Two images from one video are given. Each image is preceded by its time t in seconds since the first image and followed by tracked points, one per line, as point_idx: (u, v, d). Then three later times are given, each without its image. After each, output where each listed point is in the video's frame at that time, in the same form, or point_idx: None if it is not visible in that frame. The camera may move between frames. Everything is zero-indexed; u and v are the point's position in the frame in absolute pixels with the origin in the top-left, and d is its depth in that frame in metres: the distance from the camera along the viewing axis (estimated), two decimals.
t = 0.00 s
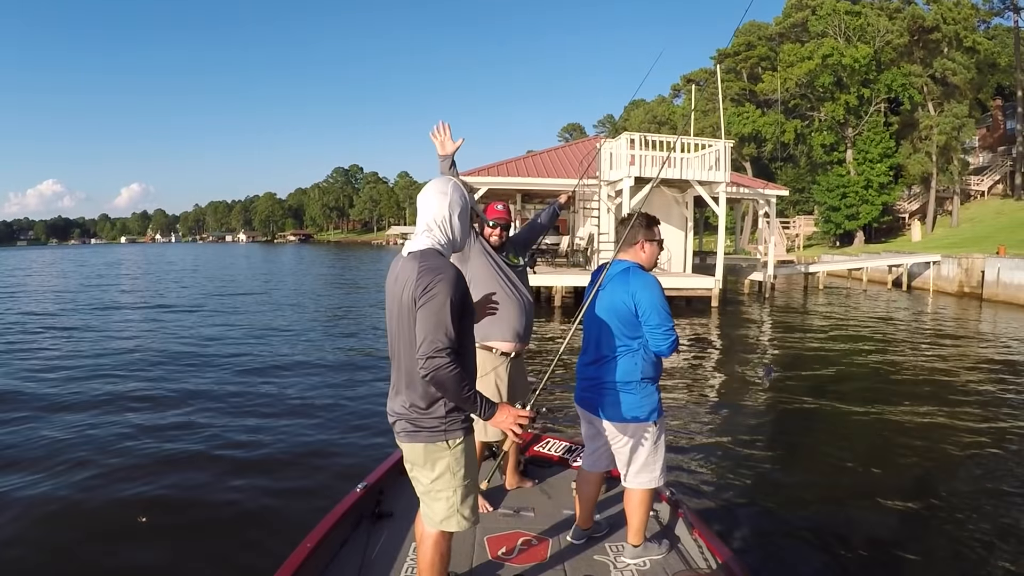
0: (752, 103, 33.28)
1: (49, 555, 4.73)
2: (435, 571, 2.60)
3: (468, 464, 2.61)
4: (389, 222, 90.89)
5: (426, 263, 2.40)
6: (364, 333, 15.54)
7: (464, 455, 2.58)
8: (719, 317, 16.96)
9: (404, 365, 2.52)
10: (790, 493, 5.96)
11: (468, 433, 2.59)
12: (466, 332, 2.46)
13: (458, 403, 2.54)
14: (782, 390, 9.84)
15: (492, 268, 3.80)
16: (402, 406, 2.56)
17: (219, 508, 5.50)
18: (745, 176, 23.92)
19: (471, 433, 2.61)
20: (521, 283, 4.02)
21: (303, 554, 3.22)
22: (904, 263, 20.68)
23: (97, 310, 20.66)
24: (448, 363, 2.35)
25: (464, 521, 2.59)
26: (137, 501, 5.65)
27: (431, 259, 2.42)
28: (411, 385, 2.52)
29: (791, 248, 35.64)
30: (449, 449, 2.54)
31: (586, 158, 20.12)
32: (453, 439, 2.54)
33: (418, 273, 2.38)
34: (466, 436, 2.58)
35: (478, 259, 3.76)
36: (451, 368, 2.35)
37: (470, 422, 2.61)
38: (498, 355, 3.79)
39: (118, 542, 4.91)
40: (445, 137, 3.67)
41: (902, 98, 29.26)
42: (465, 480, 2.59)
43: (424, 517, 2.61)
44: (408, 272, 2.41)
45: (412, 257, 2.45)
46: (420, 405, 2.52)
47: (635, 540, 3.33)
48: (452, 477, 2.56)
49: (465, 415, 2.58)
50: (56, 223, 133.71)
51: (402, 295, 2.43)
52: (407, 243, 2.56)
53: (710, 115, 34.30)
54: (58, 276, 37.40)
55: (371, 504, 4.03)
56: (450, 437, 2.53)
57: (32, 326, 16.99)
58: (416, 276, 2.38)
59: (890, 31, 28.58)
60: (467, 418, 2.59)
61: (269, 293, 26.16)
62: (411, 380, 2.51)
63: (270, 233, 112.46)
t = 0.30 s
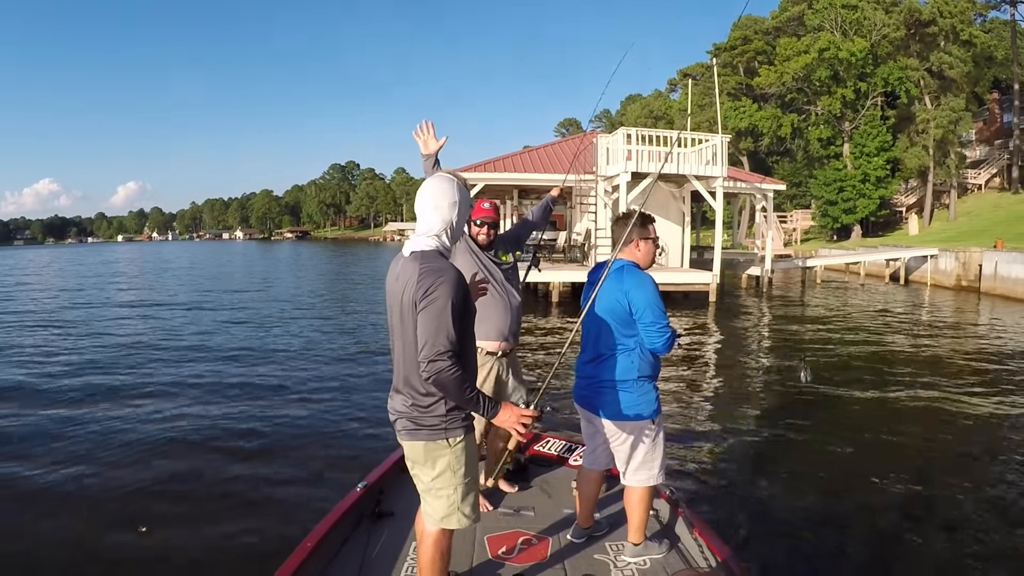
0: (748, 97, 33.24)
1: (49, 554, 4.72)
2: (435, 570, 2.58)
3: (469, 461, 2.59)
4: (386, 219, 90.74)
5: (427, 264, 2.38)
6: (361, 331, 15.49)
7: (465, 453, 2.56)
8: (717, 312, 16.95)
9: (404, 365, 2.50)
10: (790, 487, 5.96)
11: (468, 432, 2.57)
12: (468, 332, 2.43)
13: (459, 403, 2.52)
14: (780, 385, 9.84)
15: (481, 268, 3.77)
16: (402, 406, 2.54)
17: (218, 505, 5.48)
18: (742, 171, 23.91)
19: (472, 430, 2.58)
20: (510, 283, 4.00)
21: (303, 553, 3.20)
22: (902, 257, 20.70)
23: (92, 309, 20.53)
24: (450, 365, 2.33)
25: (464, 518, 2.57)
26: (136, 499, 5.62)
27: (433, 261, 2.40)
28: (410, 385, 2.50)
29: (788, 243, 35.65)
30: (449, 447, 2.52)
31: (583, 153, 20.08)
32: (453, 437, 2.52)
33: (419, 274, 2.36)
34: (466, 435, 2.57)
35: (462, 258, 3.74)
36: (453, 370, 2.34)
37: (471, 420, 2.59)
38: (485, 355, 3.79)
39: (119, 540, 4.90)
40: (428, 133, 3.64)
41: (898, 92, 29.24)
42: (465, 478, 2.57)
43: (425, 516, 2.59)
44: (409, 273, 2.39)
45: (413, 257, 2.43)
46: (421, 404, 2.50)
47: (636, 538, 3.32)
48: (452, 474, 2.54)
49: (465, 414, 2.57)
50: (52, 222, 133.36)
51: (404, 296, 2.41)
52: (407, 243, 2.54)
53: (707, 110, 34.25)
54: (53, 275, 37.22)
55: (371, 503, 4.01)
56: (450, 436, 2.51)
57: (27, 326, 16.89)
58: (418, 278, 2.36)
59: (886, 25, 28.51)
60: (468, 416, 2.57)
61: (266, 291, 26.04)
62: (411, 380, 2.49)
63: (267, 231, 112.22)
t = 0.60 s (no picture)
0: (747, 100, 33.29)
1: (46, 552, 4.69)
2: (435, 570, 2.57)
3: (469, 461, 2.58)
4: (384, 221, 90.70)
5: (431, 265, 2.37)
6: (358, 332, 15.45)
7: (466, 451, 2.55)
8: (715, 314, 16.94)
9: (404, 365, 2.49)
10: (790, 489, 5.95)
11: (468, 431, 2.56)
12: (470, 333, 2.42)
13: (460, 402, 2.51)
14: (778, 386, 9.84)
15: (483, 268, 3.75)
16: (403, 405, 2.53)
17: (217, 504, 5.46)
18: (740, 174, 23.93)
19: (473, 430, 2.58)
20: (512, 284, 3.98)
21: (303, 554, 3.19)
22: (900, 260, 20.73)
23: (88, 310, 20.43)
24: (452, 366, 2.32)
25: (464, 518, 2.56)
26: (135, 497, 5.60)
27: (436, 261, 2.39)
28: (411, 384, 2.49)
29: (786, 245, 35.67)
30: (449, 446, 2.51)
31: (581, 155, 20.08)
32: (454, 436, 2.51)
33: (423, 275, 2.35)
34: (466, 434, 2.55)
35: (464, 258, 3.72)
36: (456, 371, 2.33)
37: (471, 419, 2.58)
38: (487, 354, 3.76)
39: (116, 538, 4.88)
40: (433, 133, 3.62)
41: (897, 94, 29.29)
42: (465, 477, 2.55)
43: (425, 515, 2.58)
44: (412, 273, 2.38)
45: (416, 257, 2.42)
46: (421, 403, 2.48)
47: (635, 540, 3.31)
48: (452, 474, 2.52)
49: (466, 414, 2.55)
50: (52, 223, 133.14)
51: (406, 295, 2.39)
52: (410, 243, 2.52)
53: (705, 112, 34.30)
54: (50, 276, 37.05)
55: (371, 503, 3.99)
56: (450, 434, 2.50)
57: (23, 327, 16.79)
58: (421, 279, 2.35)
59: (885, 28, 28.55)
60: (468, 415, 2.56)
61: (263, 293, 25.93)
62: (412, 378, 2.48)
63: (265, 232, 112.04)
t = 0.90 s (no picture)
0: (743, 101, 33.36)
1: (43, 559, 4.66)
2: (434, 570, 2.54)
3: (466, 462, 2.56)
4: (380, 223, 90.66)
5: (428, 265, 2.35)
6: (355, 334, 15.41)
7: (463, 452, 2.53)
8: (712, 315, 16.95)
9: (400, 364, 2.46)
10: (789, 489, 5.94)
11: (465, 432, 2.54)
12: (466, 333, 2.40)
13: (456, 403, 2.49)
14: (776, 387, 9.84)
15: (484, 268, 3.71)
16: (399, 405, 2.51)
17: (215, 510, 5.43)
18: (737, 175, 23.95)
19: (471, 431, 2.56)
20: (514, 283, 3.95)
21: (303, 554, 3.16)
22: (896, 260, 20.78)
23: (83, 313, 20.32)
24: (448, 366, 2.29)
25: (463, 519, 2.54)
26: (132, 503, 5.57)
27: (434, 261, 2.37)
28: (408, 385, 2.47)
29: (783, 246, 35.74)
30: (447, 446, 2.48)
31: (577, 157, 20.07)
32: (451, 436, 2.49)
33: (421, 274, 2.33)
34: (464, 434, 2.53)
35: (466, 259, 3.68)
36: (452, 371, 2.30)
37: (468, 420, 2.56)
38: (491, 353, 3.73)
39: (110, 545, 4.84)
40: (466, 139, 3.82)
41: (892, 95, 29.28)
42: (463, 477, 2.53)
43: (422, 515, 2.55)
44: (410, 272, 2.36)
45: (414, 257, 2.40)
46: (417, 403, 2.46)
47: (634, 540, 3.29)
48: (450, 474, 2.50)
49: (463, 415, 2.53)
50: (49, 226, 132.89)
51: (404, 295, 2.37)
52: (408, 243, 2.51)
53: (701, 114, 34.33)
54: (46, 280, 36.89)
55: (371, 503, 3.96)
56: (448, 435, 2.48)
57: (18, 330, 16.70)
58: (419, 278, 2.33)
59: (880, 29, 28.49)
60: (466, 416, 2.54)
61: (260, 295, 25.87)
62: (408, 379, 2.46)
63: (261, 235, 111.84)
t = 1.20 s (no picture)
0: (740, 102, 33.47)
1: (38, 557, 4.62)
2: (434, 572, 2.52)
3: (466, 463, 2.53)
4: (378, 223, 90.66)
5: (427, 263, 2.33)
6: (353, 334, 15.38)
7: (463, 453, 2.51)
8: (710, 316, 16.96)
9: (401, 365, 2.44)
10: (787, 489, 5.92)
11: (465, 432, 2.51)
12: (467, 331, 2.38)
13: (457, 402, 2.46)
14: (775, 388, 9.85)
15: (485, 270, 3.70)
16: (400, 407, 2.48)
17: (212, 509, 5.39)
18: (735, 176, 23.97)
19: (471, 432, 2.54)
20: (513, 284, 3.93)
21: (303, 553, 3.14)
22: (894, 262, 20.81)
23: (81, 312, 20.26)
24: (451, 364, 2.27)
25: (463, 520, 2.52)
26: (128, 502, 5.53)
27: (432, 260, 2.35)
28: (411, 385, 2.44)
29: (780, 247, 35.82)
30: (447, 447, 2.46)
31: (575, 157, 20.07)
32: (451, 438, 2.46)
33: (419, 273, 2.30)
34: (463, 435, 2.51)
35: (469, 261, 3.67)
36: (454, 369, 2.27)
37: (469, 420, 2.54)
38: (495, 356, 3.71)
39: (107, 543, 4.81)
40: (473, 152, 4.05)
41: (890, 97, 29.14)
42: (463, 479, 2.50)
43: (422, 517, 2.53)
44: (408, 271, 2.34)
45: (412, 257, 2.38)
46: (419, 404, 2.44)
47: (635, 540, 3.27)
48: (450, 476, 2.48)
49: (463, 415, 2.51)
50: (46, 225, 132.77)
51: (403, 295, 2.35)
52: (405, 244, 2.48)
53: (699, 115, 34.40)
54: (44, 278, 36.82)
55: (371, 503, 3.93)
56: (448, 436, 2.45)
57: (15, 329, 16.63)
58: (418, 277, 2.31)
59: (879, 30, 28.02)
60: (466, 416, 2.51)
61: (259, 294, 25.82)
62: (410, 378, 2.43)
63: (258, 234, 111.71)
